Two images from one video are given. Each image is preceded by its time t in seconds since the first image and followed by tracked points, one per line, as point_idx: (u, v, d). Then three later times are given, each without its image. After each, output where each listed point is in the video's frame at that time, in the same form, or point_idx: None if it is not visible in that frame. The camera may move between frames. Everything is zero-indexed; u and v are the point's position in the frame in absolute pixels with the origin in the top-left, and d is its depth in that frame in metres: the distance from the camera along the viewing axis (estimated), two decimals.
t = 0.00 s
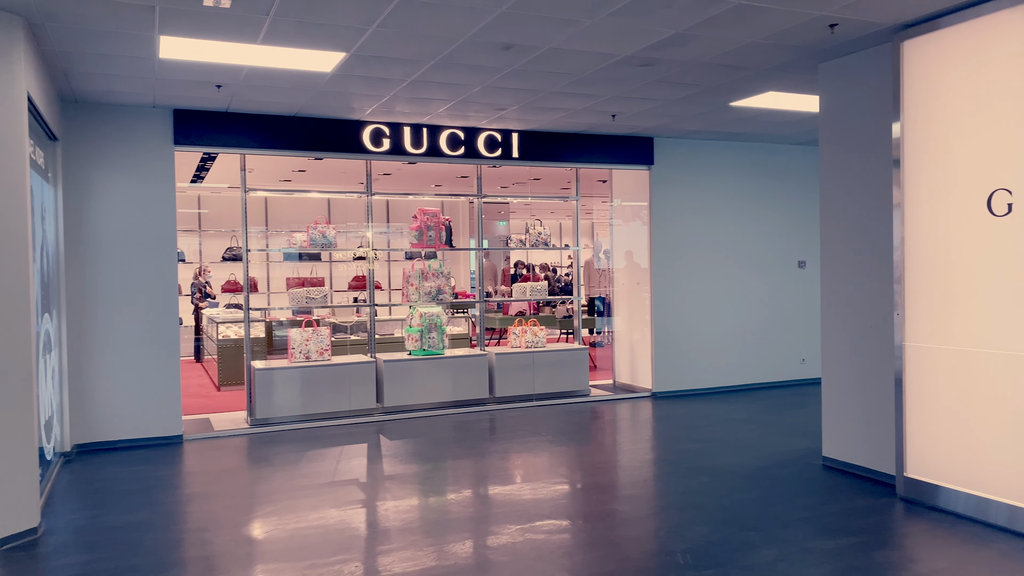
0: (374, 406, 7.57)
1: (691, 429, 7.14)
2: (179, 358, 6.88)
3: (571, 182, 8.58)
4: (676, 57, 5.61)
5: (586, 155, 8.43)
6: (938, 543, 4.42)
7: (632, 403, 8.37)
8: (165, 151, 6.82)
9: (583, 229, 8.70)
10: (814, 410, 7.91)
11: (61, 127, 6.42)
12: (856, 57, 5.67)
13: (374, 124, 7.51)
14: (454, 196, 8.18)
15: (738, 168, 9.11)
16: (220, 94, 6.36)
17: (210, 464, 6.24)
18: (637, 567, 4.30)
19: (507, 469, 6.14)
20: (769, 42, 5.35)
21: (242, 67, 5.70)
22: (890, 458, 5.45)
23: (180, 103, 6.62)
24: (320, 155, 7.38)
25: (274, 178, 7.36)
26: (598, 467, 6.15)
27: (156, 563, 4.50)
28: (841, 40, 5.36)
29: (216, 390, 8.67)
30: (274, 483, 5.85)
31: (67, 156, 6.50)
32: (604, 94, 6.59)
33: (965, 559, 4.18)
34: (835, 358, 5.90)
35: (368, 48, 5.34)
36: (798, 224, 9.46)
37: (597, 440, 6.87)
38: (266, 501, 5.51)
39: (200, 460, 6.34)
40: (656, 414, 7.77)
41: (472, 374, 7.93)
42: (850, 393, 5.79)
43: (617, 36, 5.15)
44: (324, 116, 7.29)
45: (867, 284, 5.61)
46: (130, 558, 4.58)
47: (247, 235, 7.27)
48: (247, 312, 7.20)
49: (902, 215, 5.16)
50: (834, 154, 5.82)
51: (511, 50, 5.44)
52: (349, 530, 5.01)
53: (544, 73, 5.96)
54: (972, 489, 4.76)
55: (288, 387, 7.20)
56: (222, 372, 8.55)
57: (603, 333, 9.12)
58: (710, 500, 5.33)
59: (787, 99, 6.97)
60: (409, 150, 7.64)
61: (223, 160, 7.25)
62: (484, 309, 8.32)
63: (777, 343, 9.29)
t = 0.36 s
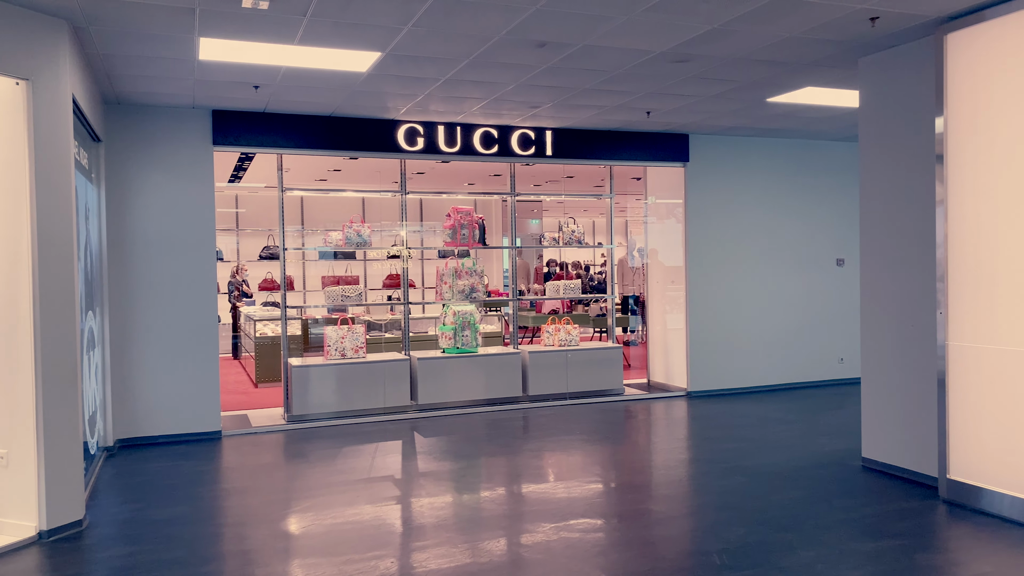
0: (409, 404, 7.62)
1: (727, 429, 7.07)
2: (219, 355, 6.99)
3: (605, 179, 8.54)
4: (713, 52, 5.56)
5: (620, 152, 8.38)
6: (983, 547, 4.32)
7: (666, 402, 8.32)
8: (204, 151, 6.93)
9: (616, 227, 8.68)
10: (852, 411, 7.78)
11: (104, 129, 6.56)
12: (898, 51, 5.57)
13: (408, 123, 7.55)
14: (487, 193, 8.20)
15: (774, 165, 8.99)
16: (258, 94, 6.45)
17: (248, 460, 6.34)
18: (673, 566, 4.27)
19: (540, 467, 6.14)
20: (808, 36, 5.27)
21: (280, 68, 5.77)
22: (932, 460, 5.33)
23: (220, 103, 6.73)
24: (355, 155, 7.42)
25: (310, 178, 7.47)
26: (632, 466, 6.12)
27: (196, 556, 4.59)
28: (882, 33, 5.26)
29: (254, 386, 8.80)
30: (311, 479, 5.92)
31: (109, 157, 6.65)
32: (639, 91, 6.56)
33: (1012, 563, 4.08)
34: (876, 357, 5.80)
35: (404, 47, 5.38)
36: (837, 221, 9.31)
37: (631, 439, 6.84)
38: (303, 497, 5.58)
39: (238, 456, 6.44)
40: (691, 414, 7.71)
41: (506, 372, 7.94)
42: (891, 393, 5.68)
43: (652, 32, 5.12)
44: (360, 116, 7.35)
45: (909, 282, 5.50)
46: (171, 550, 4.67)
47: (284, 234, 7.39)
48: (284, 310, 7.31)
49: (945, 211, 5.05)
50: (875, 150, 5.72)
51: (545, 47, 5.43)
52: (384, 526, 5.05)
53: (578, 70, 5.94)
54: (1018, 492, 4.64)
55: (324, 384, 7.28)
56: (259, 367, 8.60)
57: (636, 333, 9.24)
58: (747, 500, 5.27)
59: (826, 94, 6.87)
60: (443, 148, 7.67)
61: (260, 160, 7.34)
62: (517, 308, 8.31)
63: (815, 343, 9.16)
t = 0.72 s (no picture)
0: (446, 399, 7.65)
1: (768, 427, 6.99)
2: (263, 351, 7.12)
3: (642, 175, 8.59)
4: (754, 46, 5.50)
5: (658, 147, 8.34)
6: None
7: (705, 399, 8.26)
8: (247, 150, 7.05)
9: (654, 223, 8.69)
10: (897, 410, 7.63)
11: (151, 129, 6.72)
12: (946, 41, 5.44)
13: (446, 120, 7.60)
14: (524, 190, 8.21)
15: (815, 160, 8.86)
16: (298, 94, 6.54)
17: (290, 453, 6.44)
18: (714, 564, 4.24)
19: (578, 464, 6.14)
20: (852, 28, 5.18)
21: (320, 67, 5.84)
22: (981, 460, 5.21)
23: (261, 104, 6.85)
24: (393, 153, 7.48)
25: (350, 176, 7.60)
26: (670, 464, 6.08)
27: (241, 547, 4.68)
28: (929, 24, 5.15)
29: (295, 381, 8.94)
30: (351, 473, 5.99)
31: (156, 156, 6.80)
32: (678, 85, 6.51)
33: None
34: (922, 354, 5.68)
35: (443, 44, 5.40)
36: (880, 216, 9.13)
37: (670, 436, 6.79)
38: (344, 490, 5.65)
39: (279, 449, 6.54)
40: (731, 411, 7.64)
41: (543, 368, 7.95)
42: (938, 391, 5.56)
43: (693, 26, 5.08)
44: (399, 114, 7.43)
45: (957, 278, 5.38)
46: (216, 541, 4.77)
47: (324, 231, 7.46)
48: (325, 307, 7.35)
49: (995, 205, 4.93)
50: (921, 143, 5.61)
51: (584, 43, 5.42)
52: (424, 520, 5.09)
53: (617, 65, 5.91)
54: None
55: (363, 379, 7.35)
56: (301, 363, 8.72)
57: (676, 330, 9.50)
58: (788, 499, 5.21)
59: (870, 87, 6.75)
60: (480, 145, 7.70)
61: (301, 159, 7.47)
62: (554, 304, 8.31)
63: (858, 340, 9.00)
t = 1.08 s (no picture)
0: (509, 399, 7.69)
1: (840, 430, 6.79)
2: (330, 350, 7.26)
3: (708, 172, 8.42)
4: (825, 38, 5.35)
5: (724, 144, 8.19)
6: None
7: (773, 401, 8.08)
8: (314, 154, 7.21)
9: (718, 221, 8.67)
10: (977, 414, 7.31)
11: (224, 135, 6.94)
12: None
13: (508, 121, 7.64)
14: (585, 189, 8.15)
15: (888, 155, 8.58)
16: (364, 98, 6.65)
17: (357, 451, 6.55)
18: (786, 570, 4.14)
19: (643, 466, 6.07)
20: (929, 16, 4.99)
21: (385, 71, 5.92)
22: None
23: (329, 108, 6.98)
24: (456, 154, 7.56)
25: (412, 178, 7.67)
26: (738, 467, 5.96)
27: (311, 543, 4.77)
28: (1013, 10, 4.91)
29: (361, 379, 9.10)
30: (417, 471, 6.06)
31: (228, 161, 7.01)
32: (744, 81, 6.38)
33: None
34: (1007, 356, 5.43)
35: (505, 46, 5.42)
36: (959, 213, 8.79)
37: (737, 439, 6.65)
38: (409, 489, 5.72)
39: (346, 447, 6.66)
40: (800, 414, 7.45)
41: (606, 369, 7.89)
42: None
43: (760, 20, 4.97)
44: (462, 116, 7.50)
45: None
46: (287, 537, 4.88)
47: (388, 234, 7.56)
48: (389, 307, 7.52)
49: None
50: (1005, 134, 5.35)
51: (648, 40, 5.37)
52: (489, 520, 5.11)
53: (682, 61, 5.83)
54: None
55: (427, 379, 7.44)
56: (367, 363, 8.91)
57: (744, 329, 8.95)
58: (863, 505, 5.04)
59: (948, 78, 6.49)
60: (542, 145, 7.71)
61: (366, 162, 7.58)
62: (616, 304, 8.25)
63: (935, 341, 8.69)
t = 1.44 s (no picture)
0: (551, 397, 7.70)
1: (890, 431, 6.65)
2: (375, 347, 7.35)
3: (754, 169, 8.24)
4: (876, 31, 5.24)
5: (769, 140, 8.10)
6: None
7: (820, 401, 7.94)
8: (360, 153, 7.30)
9: (766, 219, 8.36)
10: None
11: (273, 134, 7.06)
12: None
13: (551, 118, 7.68)
14: (629, 185, 8.09)
15: (941, 150, 8.38)
16: (409, 97, 6.71)
17: (401, 446, 6.61)
18: (835, 572, 4.07)
19: (687, 465, 6.02)
20: (987, 7, 4.85)
21: (430, 69, 5.96)
22: None
23: (373, 107, 7.07)
24: (500, 152, 7.64)
25: (455, 176, 7.72)
26: (783, 467, 5.87)
27: (356, 536, 4.84)
28: None
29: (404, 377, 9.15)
30: (460, 467, 6.09)
31: (275, 160, 7.13)
32: (792, 75, 6.28)
33: None
34: None
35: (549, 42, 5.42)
36: (1015, 208, 8.58)
37: (783, 439, 6.56)
38: (452, 484, 5.75)
39: (390, 442, 6.73)
40: (849, 414, 7.31)
41: (649, 367, 7.84)
42: None
43: (809, 13, 4.89)
44: (506, 114, 7.55)
45: None
46: (333, 529, 4.95)
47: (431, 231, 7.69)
48: (432, 304, 7.65)
49: None
50: None
51: (694, 35, 5.31)
52: (531, 516, 5.12)
53: (728, 56, 5.76)
54: None
55: (469, 374, 7.50)
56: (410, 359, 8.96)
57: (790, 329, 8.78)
58: (915, 507, 4.93)
59: (1005, 70, 6.31)
60: (585, 142, 7.73)
61: (410, 160, 7.61)
62: (661, 302, 8.19)
63: (990, 341, 8.49)
